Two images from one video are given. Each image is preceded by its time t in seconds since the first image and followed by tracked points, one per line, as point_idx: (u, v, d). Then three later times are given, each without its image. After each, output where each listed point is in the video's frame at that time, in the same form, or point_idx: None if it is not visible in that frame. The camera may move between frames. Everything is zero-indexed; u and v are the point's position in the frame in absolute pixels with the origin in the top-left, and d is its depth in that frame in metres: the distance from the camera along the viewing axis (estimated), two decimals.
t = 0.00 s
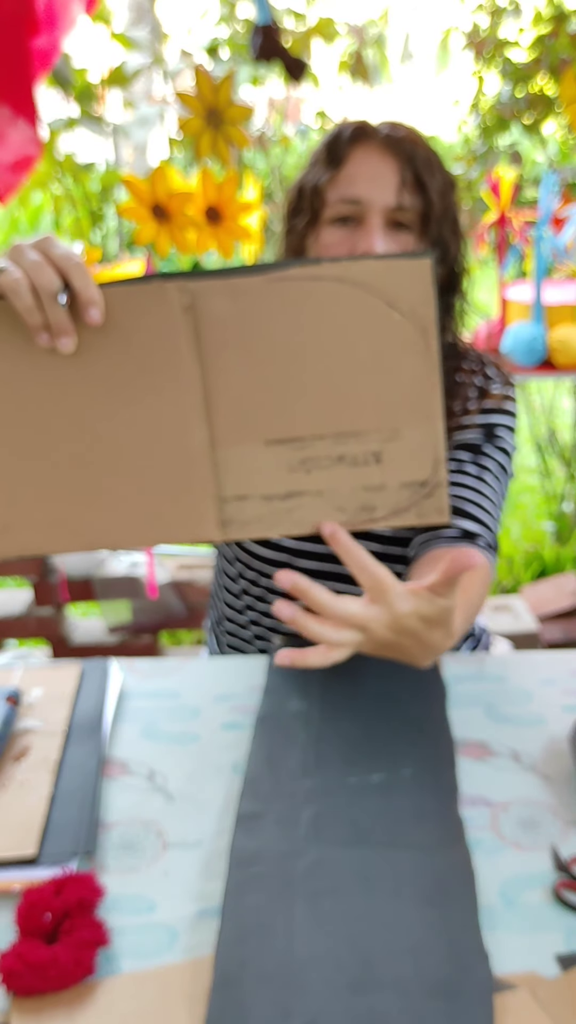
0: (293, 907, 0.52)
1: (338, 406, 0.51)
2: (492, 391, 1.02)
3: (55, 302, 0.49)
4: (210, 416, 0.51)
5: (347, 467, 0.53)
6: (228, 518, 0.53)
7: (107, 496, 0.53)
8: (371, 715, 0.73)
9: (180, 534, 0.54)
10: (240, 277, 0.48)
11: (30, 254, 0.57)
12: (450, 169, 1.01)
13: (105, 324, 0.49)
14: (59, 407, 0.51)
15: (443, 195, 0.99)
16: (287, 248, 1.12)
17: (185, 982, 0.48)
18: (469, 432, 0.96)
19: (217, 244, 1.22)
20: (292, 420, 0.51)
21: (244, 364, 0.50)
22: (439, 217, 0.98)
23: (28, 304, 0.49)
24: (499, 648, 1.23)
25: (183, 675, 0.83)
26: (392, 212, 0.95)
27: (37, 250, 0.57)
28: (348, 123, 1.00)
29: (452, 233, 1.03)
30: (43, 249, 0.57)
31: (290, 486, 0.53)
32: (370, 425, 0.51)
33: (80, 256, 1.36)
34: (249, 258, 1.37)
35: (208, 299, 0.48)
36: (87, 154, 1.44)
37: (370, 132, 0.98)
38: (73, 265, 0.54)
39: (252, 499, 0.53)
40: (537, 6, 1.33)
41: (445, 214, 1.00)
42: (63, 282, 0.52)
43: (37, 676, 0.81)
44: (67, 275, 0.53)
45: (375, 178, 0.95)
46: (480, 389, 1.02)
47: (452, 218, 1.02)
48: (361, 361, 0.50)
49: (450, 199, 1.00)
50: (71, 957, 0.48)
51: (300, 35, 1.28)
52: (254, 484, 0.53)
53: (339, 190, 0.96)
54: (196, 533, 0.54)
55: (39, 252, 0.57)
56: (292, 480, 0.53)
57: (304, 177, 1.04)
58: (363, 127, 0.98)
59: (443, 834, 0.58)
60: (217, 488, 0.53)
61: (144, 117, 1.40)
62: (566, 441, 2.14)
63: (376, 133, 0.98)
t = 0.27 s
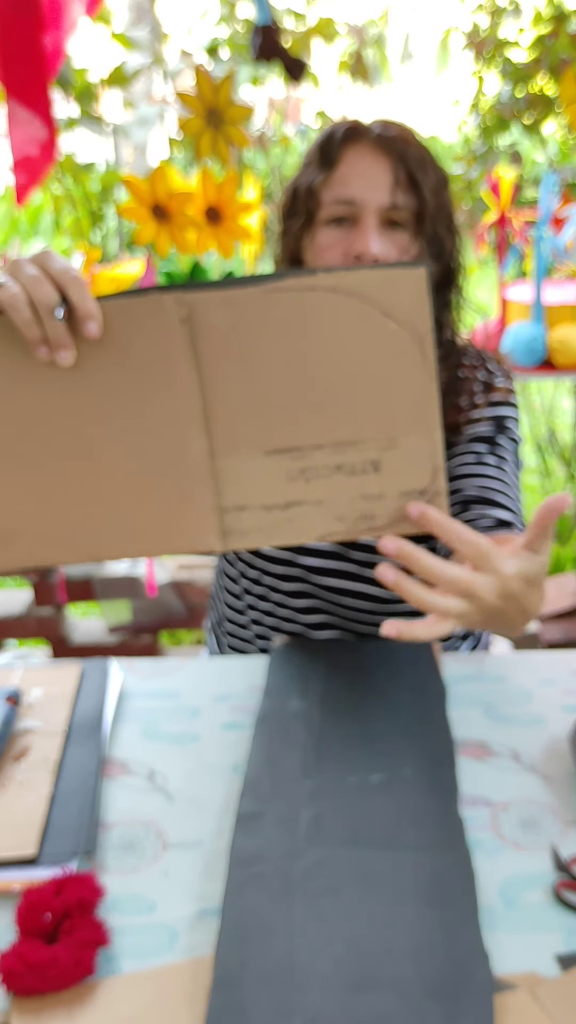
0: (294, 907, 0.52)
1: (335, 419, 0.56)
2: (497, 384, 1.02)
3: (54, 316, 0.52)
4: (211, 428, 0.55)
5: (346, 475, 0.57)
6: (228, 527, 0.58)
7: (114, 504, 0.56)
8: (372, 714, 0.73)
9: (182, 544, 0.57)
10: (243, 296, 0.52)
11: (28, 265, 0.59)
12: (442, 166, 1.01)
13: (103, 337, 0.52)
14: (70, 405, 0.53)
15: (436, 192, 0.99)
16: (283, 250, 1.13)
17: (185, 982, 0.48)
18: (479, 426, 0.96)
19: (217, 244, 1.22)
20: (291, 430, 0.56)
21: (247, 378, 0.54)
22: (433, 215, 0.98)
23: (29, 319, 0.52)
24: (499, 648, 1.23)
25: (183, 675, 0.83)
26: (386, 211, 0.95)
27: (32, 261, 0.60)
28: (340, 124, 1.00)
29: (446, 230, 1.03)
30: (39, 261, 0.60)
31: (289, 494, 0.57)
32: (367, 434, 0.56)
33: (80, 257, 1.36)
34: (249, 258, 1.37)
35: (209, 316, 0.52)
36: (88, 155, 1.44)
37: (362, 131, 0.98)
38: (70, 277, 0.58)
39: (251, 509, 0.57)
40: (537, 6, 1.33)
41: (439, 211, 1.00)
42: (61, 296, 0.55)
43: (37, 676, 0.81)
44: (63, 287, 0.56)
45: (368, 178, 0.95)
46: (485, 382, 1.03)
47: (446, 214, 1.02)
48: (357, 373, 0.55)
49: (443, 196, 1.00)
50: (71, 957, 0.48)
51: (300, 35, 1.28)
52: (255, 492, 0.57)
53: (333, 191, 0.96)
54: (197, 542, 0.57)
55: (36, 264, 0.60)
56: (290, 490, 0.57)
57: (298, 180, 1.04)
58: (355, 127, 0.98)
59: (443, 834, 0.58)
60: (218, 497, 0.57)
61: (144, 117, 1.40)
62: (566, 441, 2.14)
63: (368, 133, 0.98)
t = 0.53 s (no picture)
0: (294, 907, 0.52)
1: (316, 452, 0.54)
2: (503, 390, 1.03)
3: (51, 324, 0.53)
4: (194, 450, 0.54)
5: (326, 509, 0.55)
6: (204, 552, 0.57)
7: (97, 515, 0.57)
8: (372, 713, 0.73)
9: (158, 565, 0.57)
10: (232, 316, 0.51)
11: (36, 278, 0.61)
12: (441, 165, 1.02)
13: (100, 350, 0.53)
14: (69, 412, 0.54)
15: (435, 191, 0.99)
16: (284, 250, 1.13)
17: (185, 982, 0.48)
18: (487, 432, 0.97)
19: (217, 244, 1.22)
20: (273, 460, 0.54)
21: (231, 402, 0.53)
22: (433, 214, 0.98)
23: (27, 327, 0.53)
24: (499, 648, 1.23)
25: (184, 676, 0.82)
26: (386, 211, 0.95)
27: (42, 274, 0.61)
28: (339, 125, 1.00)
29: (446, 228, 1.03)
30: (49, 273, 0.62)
31: (266, 525, 0.56)
32: (349, 468, 0.54)
33: (80, 257, 1.36)
34: (249, 258, 1.37)
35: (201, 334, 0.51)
36: (88, 155, 1.44)
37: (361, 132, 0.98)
38: (73, 289, 0.58)
39: (228, 535, 0.56)
40: (537, 6, 1.33)
41: (437, 209, 1.00)
42: (61, 305, 0.56)
43: (37, 676, 0.81)
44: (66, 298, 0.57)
45: (368, 178, 0.95)
46: (491, 385, 1.04)
47: (445, 212, 1.02)
48: (344, 403, 0.53)
49: (441, 194, 1.01)
50: (71, 957, 0.48)
51: (301, 35, 1.29)
52: (232, 519, 0.56)
53: (334, 192, 0.96)
54: (172, 563, 0.57)
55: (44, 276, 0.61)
56: (269, 519, 0.56)
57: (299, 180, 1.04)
58: (355, 127, 0.98)
59: (443, 834, 0.58)
60: (196, 520, 0.56)
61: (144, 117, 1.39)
62: (566, 441, 2.15)
63: (367, 134, 0.98)
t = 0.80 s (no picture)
0: (294, 907, 0.52)
1: (315, 522, 0.57)
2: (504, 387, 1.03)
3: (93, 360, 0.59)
4: (201, 502, 0.59)
5: (317, 581, 0.58)
6: (194, 602, 0.61)
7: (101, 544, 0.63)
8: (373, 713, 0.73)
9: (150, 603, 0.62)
10: (267, 382, 0.55)
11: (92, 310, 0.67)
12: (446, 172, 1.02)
13: (134, 383, 0.59)
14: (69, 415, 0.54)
15: (439, 197, 0.99)
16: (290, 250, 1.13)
17: (185, 982, 0.48)
18: (486, 429, 0.98)
19: (217, 244, 1.22)
20: (274, 523, 0.58)
21: (241, 461, 0.57)
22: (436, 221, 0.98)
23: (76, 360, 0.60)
24: (499, 648, 1.23)
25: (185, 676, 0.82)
26: (390, 218, 0.95)
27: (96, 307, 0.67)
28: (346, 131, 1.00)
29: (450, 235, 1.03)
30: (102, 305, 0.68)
31: (258, 586, 0.60)
32: (346, 542, 0.57)
33: (80, 257, 1.36)
34: (249, 258, 1.37)
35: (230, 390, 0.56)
36: (87, 155, 1.44)
37: (368, 138, 0.98)
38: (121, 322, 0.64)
39: (220, 589, 0.60)
40: (537, 6, 1.33)
41: (441, 215, 1.00)
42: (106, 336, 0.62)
43: (37, 676, 0.81)
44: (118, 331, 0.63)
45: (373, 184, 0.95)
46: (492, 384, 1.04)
47: (449, 219, 1.02)
48: (348, 482, 0.56)
49: (445, 200, 1.01)
50: (71, 957, 0.48)
51: (300, 35, 1.29)
52: (228, 576, 0.60)
53: (339, 198, 0.96)
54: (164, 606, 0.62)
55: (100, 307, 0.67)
56: (262, 582, 0.60)
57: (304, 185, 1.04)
58: (361, 133, 0.99)
59: (443, 834, 0.58)
60: (192, 571, 0.61)
61: (144, 118, 1.39)
62: (566, 441, 2.15)
63: (373, 140, 0.98)
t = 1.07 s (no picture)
0: (294, 908, 0.52)
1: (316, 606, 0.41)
2: (493, 376, 1.06)
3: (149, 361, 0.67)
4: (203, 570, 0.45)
5: (283, 679, 0.42)
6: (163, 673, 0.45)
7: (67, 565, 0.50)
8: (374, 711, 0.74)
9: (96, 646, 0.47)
10: (266, 454, 0.44)
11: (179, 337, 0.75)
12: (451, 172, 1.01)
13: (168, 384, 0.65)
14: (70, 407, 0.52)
15: (442, 199, 0.99)
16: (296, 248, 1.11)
17: (185, 982, 0.48)
18: (468, 411, 1.02)
19: (217, 244, 1.22)
20: (273, 605, 0.42)
21: (254, 534, 0.43)
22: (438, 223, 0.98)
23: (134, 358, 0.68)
24: (500, 648, 1.23)
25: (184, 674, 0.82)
26: (391, 221, 0.96)
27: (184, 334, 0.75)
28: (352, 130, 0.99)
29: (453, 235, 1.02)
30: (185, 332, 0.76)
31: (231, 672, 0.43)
32: (321, 642, 0.41)
33: (81, 257, 1.36)
34: (249, 258, 1.37)
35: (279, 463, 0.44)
36: (87, 155, 1.43)
37: (373, 139, 0.98)
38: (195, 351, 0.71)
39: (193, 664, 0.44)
40: (537, 6, 1.33)
41: (444, 216, 1.00)
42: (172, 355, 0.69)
43: (37, 676, 0.81)
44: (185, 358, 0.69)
45: (376, 187, 0.95)
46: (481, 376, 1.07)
47: (452, 218, 1.01)
48: (345, 566, 0.40)
49: (449, 200, 1.00)
50: (71, 957, 0.48)
51: (300, 35, 1.29)
52: (203, 650, 0.44)
53: (342, 200, 0.96)
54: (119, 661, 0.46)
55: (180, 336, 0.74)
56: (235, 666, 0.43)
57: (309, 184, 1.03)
58: (366, 134, 0.98)
59: (443, 833, 0.58)
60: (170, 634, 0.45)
61: (144, 118, 1.40)
62: (566, 440, 2.15)
63: (377, 141, 0.98)
